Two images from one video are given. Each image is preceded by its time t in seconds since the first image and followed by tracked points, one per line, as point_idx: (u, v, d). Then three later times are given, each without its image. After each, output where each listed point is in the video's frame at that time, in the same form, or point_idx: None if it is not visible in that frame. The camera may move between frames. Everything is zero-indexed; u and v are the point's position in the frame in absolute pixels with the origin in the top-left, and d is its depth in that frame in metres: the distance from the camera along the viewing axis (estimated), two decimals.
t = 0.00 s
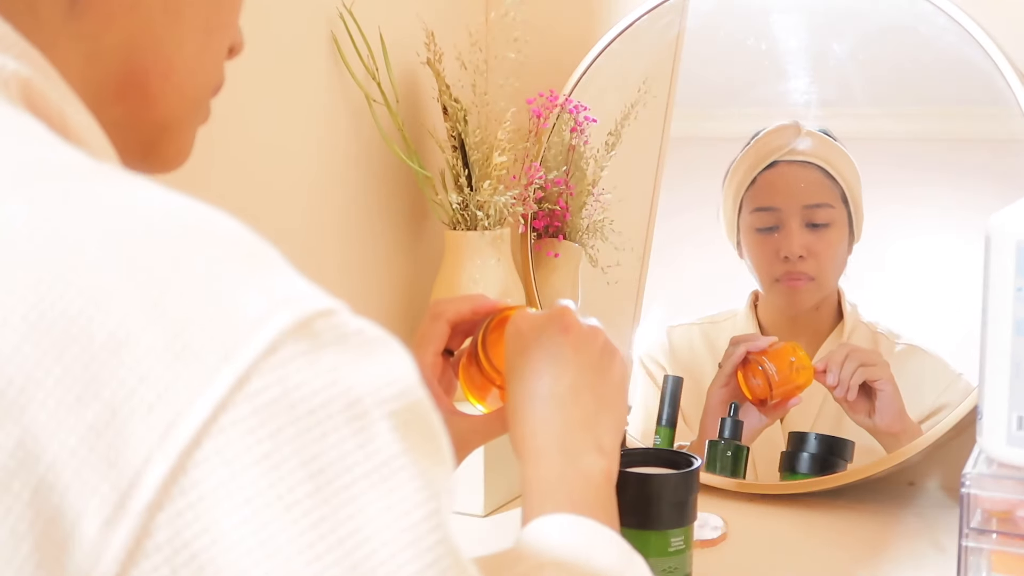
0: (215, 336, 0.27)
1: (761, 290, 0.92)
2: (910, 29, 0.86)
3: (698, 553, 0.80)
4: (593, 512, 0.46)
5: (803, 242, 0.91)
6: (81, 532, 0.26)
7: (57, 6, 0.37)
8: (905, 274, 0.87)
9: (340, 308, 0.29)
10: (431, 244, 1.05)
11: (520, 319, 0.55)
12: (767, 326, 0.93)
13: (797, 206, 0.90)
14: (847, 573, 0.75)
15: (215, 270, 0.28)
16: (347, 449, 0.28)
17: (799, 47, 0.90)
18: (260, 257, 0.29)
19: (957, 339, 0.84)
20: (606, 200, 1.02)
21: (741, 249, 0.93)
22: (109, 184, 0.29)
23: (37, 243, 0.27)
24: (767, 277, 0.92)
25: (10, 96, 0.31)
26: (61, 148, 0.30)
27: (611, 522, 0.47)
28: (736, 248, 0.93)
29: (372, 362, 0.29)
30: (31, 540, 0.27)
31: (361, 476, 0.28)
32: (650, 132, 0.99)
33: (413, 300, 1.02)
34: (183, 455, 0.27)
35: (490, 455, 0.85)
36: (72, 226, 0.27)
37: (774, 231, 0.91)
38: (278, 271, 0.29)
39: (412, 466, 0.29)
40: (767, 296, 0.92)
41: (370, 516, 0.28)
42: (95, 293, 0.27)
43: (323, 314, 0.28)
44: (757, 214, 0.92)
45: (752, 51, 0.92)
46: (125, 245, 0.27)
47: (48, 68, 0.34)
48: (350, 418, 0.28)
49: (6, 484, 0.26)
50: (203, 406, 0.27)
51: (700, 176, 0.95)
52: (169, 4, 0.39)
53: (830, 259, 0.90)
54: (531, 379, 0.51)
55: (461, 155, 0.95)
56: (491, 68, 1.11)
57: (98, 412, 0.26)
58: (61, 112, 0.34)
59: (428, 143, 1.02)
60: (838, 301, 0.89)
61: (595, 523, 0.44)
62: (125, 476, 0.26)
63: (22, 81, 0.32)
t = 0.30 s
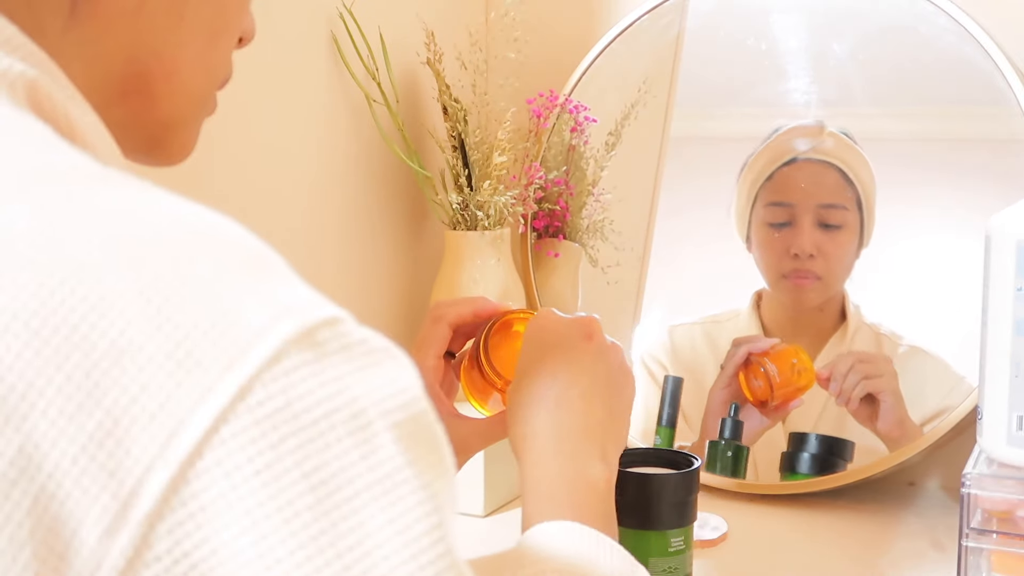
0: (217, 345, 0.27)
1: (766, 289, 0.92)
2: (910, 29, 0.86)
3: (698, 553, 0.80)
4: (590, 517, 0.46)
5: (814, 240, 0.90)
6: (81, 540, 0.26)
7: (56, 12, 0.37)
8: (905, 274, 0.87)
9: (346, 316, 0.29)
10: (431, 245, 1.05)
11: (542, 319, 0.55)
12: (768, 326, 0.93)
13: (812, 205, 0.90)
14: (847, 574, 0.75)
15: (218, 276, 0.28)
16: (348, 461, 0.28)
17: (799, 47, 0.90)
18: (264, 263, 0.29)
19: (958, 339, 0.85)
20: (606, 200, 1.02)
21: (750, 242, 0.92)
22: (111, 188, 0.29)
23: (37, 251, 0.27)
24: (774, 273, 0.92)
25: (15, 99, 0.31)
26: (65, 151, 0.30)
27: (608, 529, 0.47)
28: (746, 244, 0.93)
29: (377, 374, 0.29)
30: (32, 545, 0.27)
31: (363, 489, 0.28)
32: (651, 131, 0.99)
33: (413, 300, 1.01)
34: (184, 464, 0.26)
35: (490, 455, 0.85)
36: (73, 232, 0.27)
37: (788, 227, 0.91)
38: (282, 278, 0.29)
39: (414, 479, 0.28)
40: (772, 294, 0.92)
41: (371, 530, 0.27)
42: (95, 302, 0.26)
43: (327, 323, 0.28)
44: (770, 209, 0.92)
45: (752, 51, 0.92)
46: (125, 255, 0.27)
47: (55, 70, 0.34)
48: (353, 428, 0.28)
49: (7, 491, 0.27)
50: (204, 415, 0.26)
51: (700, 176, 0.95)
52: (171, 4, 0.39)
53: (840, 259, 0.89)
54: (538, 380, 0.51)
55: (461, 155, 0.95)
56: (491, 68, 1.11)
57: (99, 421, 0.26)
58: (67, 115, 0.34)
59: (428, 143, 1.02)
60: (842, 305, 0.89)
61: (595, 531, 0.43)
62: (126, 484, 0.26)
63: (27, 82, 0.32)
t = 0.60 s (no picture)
0: (217, 346, 0.27)
1: (767, 287, 0.92)
2: (910, 29, 0.86)
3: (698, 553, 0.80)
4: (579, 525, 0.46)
5: (816, 240, 0.90)
6: (80, 540, 0.27)
7: (57, 13, 0.37)
8: (904, 274, 0.87)
9: (347, 316, 0.29)
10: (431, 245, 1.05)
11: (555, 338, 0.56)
12: (767, 326, 0.93)
13: (816, 206, 0.89)
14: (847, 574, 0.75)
15: (220, 277, 0.28)
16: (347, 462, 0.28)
17: (799, 47, 0.90)
18: (266, 264, 0.29)
19: (958, 339, 0.84)
20: (606, 200, 1.02)
21: (752, 242, 0.92)
22: (112, 188, 0.29)
23: (38, 251, 0.27)
24: (775, 273, 0.92)
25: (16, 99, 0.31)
26: (67, 152, 0.30)
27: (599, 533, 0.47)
28: (749, 245, 0.93)
29: (377, 374, 0.29)
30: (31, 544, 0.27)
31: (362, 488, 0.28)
32: (651, 131, 0.99)
33: (413, 301, 1.01)
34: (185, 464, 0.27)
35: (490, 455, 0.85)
36: (75, 232, 0.27)
37: (789, 227, 0.91)
38: (283, 278, 0.29)
39: (415, 482, 0.29)
40: (773, 292, 0.92)
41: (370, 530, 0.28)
42: (96, 303, 0.27)
43: (328, 323, 0.28)
44: (772, 209, 0.91)
45: (752, 51, 0.92)
46: (126, 256, 0.27)
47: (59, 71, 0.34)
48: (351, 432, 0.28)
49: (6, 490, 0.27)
50: (205, 416, 0.26)
51: (700, 176, 0.95)
52: (172, 4, 0.39)
53: (843, 258, 0.89)
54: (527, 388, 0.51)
55: (461, 155, 0.95)
56: (491, 69, 1.11)
57: (99, 421, 0.26)
58: (68, 114, 0.34)
59: (428, 143, 1.02)
60: (843, 304, 0.89)
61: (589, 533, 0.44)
62: (126, 485, 0.26)
63: (29, 83, 0.32)
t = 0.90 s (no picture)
0: (214, 347, 0.27)
1: (767, 288, 0.92)
2: (910, 30, 0.86)
3: (697, 553, 0.80)
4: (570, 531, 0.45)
5: (816, 240, 0.90)
6: (74, 540, 0.27)
7: (55, 13, 0.37)
8: (904, 274, 0.87)
9: (346, 319, 0.29)
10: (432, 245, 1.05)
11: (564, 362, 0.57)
12: (767, 326, 0.93)
13: (815, 205, 0.89)
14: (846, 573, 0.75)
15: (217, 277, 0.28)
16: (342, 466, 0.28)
17: (799, 48, 0.90)
18: (265, 265, 0.29)
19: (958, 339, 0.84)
20: (606, 200, 1.02)
21: (752, 242, 0.92)
22: (110, 187, 0.29)
23: (34, 249, 0.27)
24: (776, 274, 0.92)
25: (15, 99, 0.31)
26: (65, 151, 0.30)
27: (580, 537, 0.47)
28: (749, 245, 0.92)
29: (374, 377, 0.29)
30: (27, 543, 0.27)
31: (354, 495, 0.28)
32: (650, 131, 0.99)
33: (413, 302, 1.01)
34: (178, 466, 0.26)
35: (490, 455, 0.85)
36: (72, 231, 0.27)
37: (790, 227, 0.91)
38: (282, 279, 0.29)
39: (408, 487, 0.29)
40: (773, 292, 0.92)
41: (361, 538, 0.28)
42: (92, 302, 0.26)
43: (325, 327, 0.28)
44: (772, 209, 0.91)
45: (753, 52, 0.92)
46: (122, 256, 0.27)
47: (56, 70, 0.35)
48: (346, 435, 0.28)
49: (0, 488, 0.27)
50: (200, 416, 0.26)
51: (700, 176, 0.95)
52: (171, 5, 0.39)
53: (843, 258, 0.89)
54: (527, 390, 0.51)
55: (461, 155, 0.95)
56: (490, 69, 1.11)
57: (95, 420, 0.26)
58: (65, 113, 0.34)
59: (428, 143, 1.02)
60: (843, 304, 0.89)
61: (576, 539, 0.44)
62: (120, 485, 0.26)
63: (27, 82, 0.32)
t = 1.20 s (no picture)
0: (206, 350, 0.27)
1: (767, 288, 0.92)
2: (910, 30, 0.86)
3: (697, 552, 0.80)
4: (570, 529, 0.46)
5: (816, 239, 0.90)
6: (64, 542, 0.27)
7: (48, 11, 0.37)
8: (904, 274, 0.87)
9: (339, 321, 0.29)
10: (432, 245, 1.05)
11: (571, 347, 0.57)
12: (767, 325, 0.92)
13: (815, 205, 0.89)
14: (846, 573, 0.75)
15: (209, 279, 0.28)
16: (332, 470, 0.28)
17: (799, 48, 0.90)
18: (259, 267, 0.29)
19: (958, 339, 0.84)
20: (606, 200, 1.02)
21: (752, 242, 0.92)
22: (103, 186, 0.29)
23: (26, 250, 0.27)
24: (776, 273, 0.92)
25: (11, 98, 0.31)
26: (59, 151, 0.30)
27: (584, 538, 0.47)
28: (750, 245, 0.93)
29: (366, 381, 0.29)
30: (21, 542, 0.27)
31: (344, 500, 0.28)
32: (650, 132, 0.99)
33: (414, 302, 1.01)
34: (167, 470, 0.26)
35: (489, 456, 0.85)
36: (64, 232, 0.27)
37: (790, 226, 0.91)
38: (276, 281, 0.29)
39: (400, 494, 0.29)
40: (773, 292, 0.92)
41: (351, 543, 0.28)
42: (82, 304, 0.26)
43: (318, 330, 0.28)
44: (773, 208, 0.91)
45: (753, 52, 0.92)
46: (113, 259, 0.27)
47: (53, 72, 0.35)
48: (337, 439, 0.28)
49: None
50: (190, 419, 0.26)
51: (700, 176, 0.95)
52: (166, 6, 0.39)
53: (843, 257, 0.89)
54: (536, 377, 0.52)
55: (461, 155, 0.95)
56: (490, 69, 1.11)
57: (85, 423, 0.26)
58: (61, 113, 0.34)
59: (428, 143, 1.02)
60: (843, 303, 0.89)
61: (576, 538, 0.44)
62: (110, 489, 0.26)
63: (21, 82, 0.32)
